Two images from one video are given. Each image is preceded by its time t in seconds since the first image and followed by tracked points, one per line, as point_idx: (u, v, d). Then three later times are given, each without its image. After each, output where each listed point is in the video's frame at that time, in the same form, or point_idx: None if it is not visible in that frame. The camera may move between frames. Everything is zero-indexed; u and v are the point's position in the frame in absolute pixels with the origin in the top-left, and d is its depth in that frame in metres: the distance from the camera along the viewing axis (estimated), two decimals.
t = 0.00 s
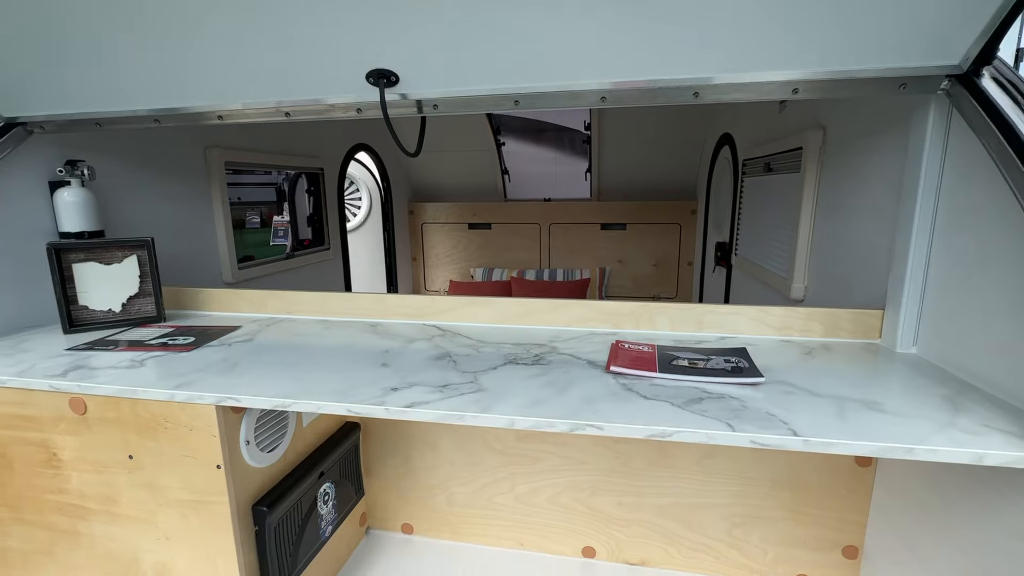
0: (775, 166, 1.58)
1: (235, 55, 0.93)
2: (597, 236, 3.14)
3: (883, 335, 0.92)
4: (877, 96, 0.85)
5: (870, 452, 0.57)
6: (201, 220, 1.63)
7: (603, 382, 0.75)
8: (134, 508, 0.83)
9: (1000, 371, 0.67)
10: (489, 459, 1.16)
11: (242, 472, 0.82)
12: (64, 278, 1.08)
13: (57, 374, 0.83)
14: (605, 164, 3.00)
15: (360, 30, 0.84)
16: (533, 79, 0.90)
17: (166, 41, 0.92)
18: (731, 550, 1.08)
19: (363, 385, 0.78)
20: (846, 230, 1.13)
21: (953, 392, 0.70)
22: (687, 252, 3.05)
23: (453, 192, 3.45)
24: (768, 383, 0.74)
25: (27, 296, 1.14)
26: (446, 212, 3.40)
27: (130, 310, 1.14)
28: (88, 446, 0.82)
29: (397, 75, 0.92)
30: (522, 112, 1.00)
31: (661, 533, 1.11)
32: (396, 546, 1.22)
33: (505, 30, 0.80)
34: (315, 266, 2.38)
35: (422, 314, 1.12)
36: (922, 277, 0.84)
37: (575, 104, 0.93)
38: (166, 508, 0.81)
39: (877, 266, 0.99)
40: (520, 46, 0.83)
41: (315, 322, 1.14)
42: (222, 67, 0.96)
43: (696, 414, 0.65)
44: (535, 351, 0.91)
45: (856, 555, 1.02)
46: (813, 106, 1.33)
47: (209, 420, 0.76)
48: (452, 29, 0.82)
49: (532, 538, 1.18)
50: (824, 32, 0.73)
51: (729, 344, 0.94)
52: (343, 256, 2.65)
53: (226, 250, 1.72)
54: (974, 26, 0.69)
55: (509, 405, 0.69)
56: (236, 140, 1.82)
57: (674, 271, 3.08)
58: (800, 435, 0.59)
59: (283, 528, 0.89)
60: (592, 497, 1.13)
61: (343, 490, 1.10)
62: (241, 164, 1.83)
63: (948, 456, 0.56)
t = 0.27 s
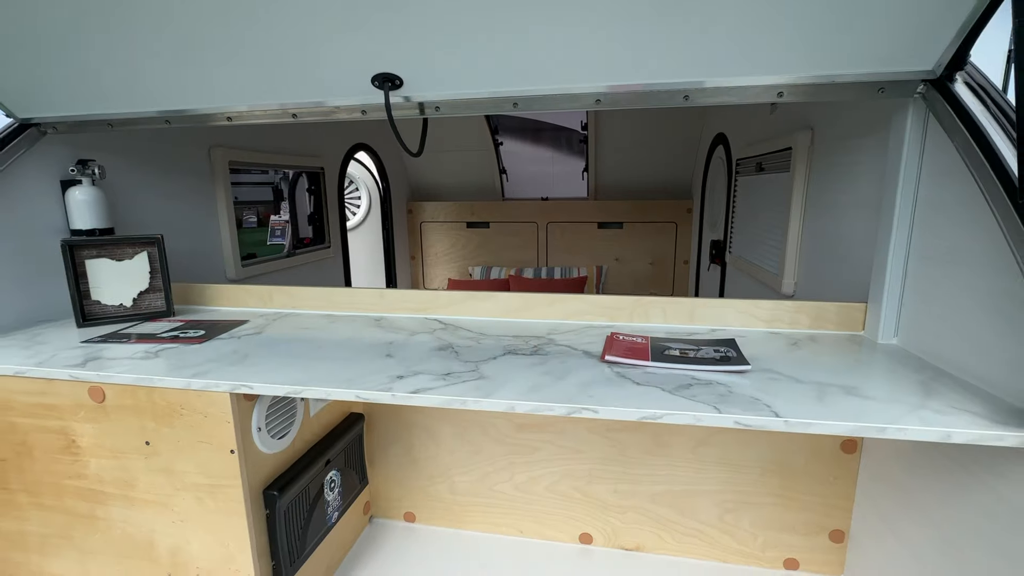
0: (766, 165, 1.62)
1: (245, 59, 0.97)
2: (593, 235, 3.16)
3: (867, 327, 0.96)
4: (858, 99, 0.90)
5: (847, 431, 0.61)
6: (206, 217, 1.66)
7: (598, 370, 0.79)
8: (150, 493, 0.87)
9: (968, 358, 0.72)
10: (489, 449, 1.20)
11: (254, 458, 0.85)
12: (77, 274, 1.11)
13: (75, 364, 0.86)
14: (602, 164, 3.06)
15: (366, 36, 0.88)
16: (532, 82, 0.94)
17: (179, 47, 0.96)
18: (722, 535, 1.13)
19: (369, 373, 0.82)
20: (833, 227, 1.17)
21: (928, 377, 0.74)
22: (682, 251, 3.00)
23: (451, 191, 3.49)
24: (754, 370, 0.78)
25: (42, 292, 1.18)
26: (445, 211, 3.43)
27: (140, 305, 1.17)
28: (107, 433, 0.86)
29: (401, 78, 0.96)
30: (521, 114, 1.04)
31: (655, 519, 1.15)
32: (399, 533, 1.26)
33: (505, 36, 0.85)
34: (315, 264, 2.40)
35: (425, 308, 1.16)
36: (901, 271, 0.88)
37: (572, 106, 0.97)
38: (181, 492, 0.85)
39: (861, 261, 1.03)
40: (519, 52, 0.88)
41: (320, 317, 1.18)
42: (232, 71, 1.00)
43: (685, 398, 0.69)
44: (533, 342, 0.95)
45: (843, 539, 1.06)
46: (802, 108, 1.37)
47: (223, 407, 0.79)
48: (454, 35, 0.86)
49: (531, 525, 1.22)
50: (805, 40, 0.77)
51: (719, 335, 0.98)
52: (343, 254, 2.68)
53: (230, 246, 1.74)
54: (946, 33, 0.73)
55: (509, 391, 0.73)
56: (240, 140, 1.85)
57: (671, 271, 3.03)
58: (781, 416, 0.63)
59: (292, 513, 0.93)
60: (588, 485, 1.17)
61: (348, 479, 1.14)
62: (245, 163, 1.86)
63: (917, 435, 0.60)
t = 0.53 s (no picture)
0: (758, 165, 1.67)
1: (256, 63, 1.01)
2: (591, 234, 3.21)
3: (850, 318, 1.01)
4: (840, 101, 0.95)
5: (824, 410, 0.66)
6: (212, 215, 1.69)
7: (594, 357, 0.84)
8: (165, 477, 0.91)
9: (939, 343, 0.76)
10: (489, 438, 1.24)
11: (265, 443, 0.89)
12: (91, 269, 1.15)
13: (94, 353, 0.90)
14: (599, 165, 3.10)
15: (372, 42, 0.93)
16: (531, 84, 0.98)
17: (193, 52, 1.00)
18: (714, 521, 1.17)
19: (376, 361, 0.86)
20: (820, 224, 1.21)
21: (904, 362, 0.79)
22: (677, 249, 3.12)
23: (450, 191, 3.53)
24: (741, 357, 0.83)
25: (56, 287, 1.22)
26: (444, 211, 3.47)
27: (151, 300, 1.21)
28: (125, 420, 0.90)
29: (405, 80, 1.01)
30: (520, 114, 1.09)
31: (649, 505, 1.19)
32: (401, 521, 1.29)
33: (505, 42, 0.89)
34: (314, 262, 2.44)
35: (427, 302, 1.20)
36: (881, 264, 0.93)
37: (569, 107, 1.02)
38: (195, 475, 0.89)
39: (845, 255, 1.08)
40: (519, 56, 0.92)
41: (326, 310, 1.22)
42: (243, 74, 1.05)
43: (674, 382, 0.73)
44: (531, 333, 1.00)
45: (829, 523, 1.11)
46: (791, 109, 1.42)
47: (237, 393, 0.83)
48: (456, 40, 0.90)
49: (529, 512, 1.26)
50: (788, 46, 0.82)
51: (709, 326, 1.02)
52: (343, 253, 2.72)
53: (235, 244, 1.78)
54: (919, 39, 0.78)
55: (509, 376, 0.77)
56: (245, 140, 1.89)
57: (665, 268, 3.15)
58: (763, 396, 0.68)
59: (300, 496, 0.97)
60: (585, 473, 1.21)
61: (352, 467, 1.18)
62: (250, 162, 1.89)
63: (889, 413, 0.64)
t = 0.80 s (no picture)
0: (749, 164, 1.72)
1: (265, 66, 1.05)
2: (588, 233, 3.27)
3: (834, 309, 1.05)
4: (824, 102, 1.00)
5: (804, 391, 0.70)
6: (217, 213, 1.73)
7: (589, 346, 0.88)
8: (179, 462, 0.95)
9: (913, 330, 0.81)
10: (489, 428, 1.28)
11: (276, 429, 0.93)
12: (103, 264, 1.18)
13: (110, 344, 0.94)
14: (595, 164, 3.13)
15: (378, 45, 0.97)
16: (530, 86, 1.03)
17: (205, 55, 1.04)
18: (705, 506, 1.21)
19: (382, 350, 0.90)
20: (806, 220, 1.26)
21: (882, 348, 0.84)
22: (672, 247, 3.17)
23: (448, 190, 3.58)
24: (729, 345, 0.87)
25: (67, 282, 1.26)
26: (443, 210, 3.52)
27: (161, 295, 1.25)
28: (140, 407, 0.94)
29: (409, 81, 1.05)
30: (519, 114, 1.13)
31: (644, 491, 1.24)
32: (404, 509, 1.33)
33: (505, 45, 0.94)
34: (315, 260, 2.48)
35: (428, 296, 1.24)
36: (863, 257, 0.97)
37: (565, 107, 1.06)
38: (208, 460, 0.93)
39: (829, 250, 1.12)
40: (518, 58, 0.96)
41: (330, 304, 1.26)
42: (251, 76, 1.09)
43: (665, 367, 0.78)
44: (530, 324, 1.04)
45: (815, 507, 1.16)
46: (780, 110, 1.47)
47: (250, 381, 0.87)
48: (459, 44, 0.95)
49: (528, 499, 1.30)
50: (773, 50, 0.87)
51: (700, 318, 1.07)
52: (343, 252, 2.76)
53: (239, 241, 1.81)
54: (895, 44, 0.83)
55: (510, 363, 0.81)
56: (249, 140, 1.93)
57: (662, 267, 3.19)
58: (748, 379, 0.72)
59: (309, 481, 1.00)
60: (581, 461, 1.25)
61: (357, 455, 1.22)
62: (254, 161, 1.93)
63: (865, 393, 0.69)
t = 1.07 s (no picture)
0: (741, 163, 1.77)
1: (273, 67, 1.09)
2: (584, 232, 3.32)
3: (821, 302, 1.10)
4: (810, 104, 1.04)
5: (788, 376, 0.75)
6: (220, 212, 1.76)
7: (586, 336, 0.92)
8: (190, 450, 0.98)
9: (892, 320, 0.85)
10: (489, 419, 1.32)
11: (284, 417, 0.97)
12: (112, 260, 1.21)
13: (123, 336, 0.97)
14: (592, 163, 3.19)
15: (383, 48, 1.01)
16: (529, 87, 1.07)
17: (215, 58, 1.08)
18: (698, 493, 1.25)
19: (387, 342, 0.94)
20: (795, 217, 1.31)
21: (864, 338, 0.88)
22: (668, 246, 3.22)
23: (446, 190, 3.61)
24: (719, 335, 0.92)
25: (78, 278, 1.29)
26: (441, 209, 3.56)
27: (168, 290, 1.28)
28: (153, 397, 0.97)
29: (412, 83, 1.09)
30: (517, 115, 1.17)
31: (639, 480, 1.28)
32: (405, 499, 1.37)
33: (504, 49, 0.98)
34: (315, 258, 2.51)
35: (429, 290, 1.28)
36: (847, 253, 1.01)
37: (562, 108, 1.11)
38: (219, 448, 0.97)
39: (816, 246, 1.17)
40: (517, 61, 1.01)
41: (334, 299, 1.29)
42: (259, 77, 1.13)
43: (658, 355, 0.82)
44: (529, 317, 1.08)
45: (803, 493, 1.20)
46: (770, 111, 1.51)
47: (260, 370, 0.91)
48: (460, 48, 0.99)
49: (526, 489, 1.34)
50: (759, 53, 0.91)
51: (692, 310, 1.11)
52: (343, 251, 2.79)
53: (241, 239, 1.84)
54: (875, 48, 0.87)
55: (510, 352, 0.85)
56: (252, 139, 1.96)
57: (657, 266, 3.26)
58: (736, 365, 0.77)
59: (315, 468, 1.04)
60: (578, 451, 1.29)
61: (360, 445, 1.26)
62: (257, 160, 1.96)
63: (845, 377, 0.73)
